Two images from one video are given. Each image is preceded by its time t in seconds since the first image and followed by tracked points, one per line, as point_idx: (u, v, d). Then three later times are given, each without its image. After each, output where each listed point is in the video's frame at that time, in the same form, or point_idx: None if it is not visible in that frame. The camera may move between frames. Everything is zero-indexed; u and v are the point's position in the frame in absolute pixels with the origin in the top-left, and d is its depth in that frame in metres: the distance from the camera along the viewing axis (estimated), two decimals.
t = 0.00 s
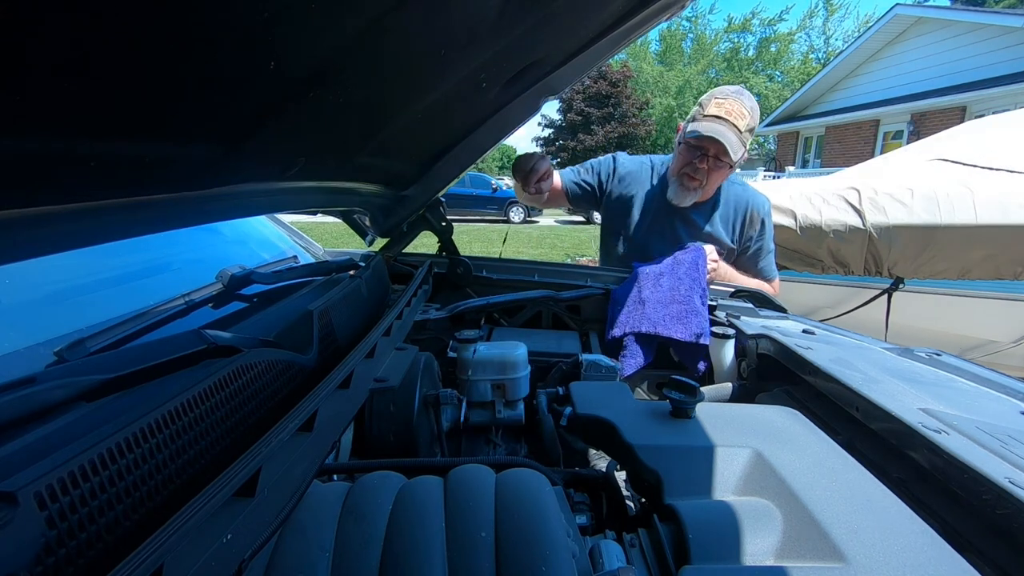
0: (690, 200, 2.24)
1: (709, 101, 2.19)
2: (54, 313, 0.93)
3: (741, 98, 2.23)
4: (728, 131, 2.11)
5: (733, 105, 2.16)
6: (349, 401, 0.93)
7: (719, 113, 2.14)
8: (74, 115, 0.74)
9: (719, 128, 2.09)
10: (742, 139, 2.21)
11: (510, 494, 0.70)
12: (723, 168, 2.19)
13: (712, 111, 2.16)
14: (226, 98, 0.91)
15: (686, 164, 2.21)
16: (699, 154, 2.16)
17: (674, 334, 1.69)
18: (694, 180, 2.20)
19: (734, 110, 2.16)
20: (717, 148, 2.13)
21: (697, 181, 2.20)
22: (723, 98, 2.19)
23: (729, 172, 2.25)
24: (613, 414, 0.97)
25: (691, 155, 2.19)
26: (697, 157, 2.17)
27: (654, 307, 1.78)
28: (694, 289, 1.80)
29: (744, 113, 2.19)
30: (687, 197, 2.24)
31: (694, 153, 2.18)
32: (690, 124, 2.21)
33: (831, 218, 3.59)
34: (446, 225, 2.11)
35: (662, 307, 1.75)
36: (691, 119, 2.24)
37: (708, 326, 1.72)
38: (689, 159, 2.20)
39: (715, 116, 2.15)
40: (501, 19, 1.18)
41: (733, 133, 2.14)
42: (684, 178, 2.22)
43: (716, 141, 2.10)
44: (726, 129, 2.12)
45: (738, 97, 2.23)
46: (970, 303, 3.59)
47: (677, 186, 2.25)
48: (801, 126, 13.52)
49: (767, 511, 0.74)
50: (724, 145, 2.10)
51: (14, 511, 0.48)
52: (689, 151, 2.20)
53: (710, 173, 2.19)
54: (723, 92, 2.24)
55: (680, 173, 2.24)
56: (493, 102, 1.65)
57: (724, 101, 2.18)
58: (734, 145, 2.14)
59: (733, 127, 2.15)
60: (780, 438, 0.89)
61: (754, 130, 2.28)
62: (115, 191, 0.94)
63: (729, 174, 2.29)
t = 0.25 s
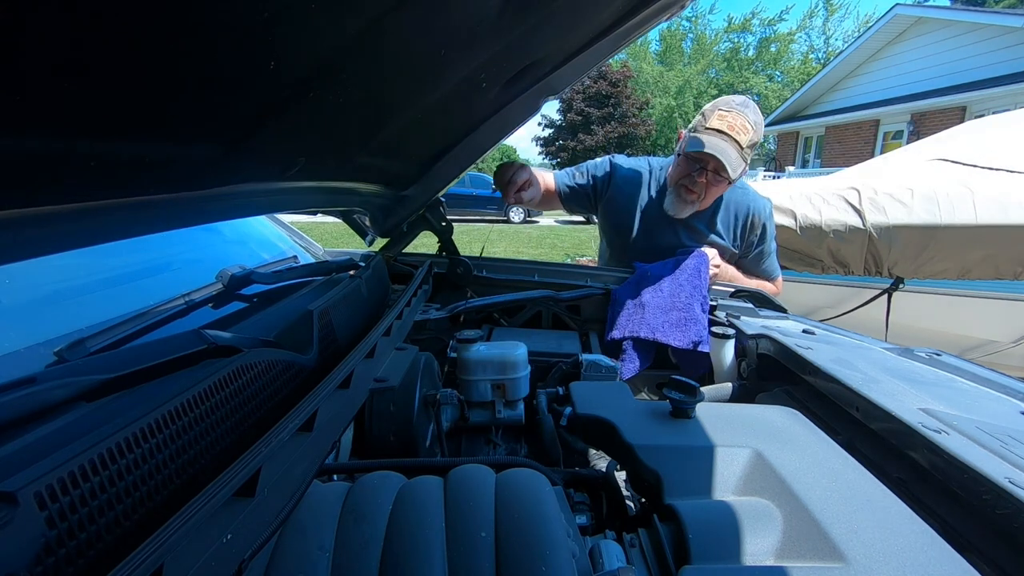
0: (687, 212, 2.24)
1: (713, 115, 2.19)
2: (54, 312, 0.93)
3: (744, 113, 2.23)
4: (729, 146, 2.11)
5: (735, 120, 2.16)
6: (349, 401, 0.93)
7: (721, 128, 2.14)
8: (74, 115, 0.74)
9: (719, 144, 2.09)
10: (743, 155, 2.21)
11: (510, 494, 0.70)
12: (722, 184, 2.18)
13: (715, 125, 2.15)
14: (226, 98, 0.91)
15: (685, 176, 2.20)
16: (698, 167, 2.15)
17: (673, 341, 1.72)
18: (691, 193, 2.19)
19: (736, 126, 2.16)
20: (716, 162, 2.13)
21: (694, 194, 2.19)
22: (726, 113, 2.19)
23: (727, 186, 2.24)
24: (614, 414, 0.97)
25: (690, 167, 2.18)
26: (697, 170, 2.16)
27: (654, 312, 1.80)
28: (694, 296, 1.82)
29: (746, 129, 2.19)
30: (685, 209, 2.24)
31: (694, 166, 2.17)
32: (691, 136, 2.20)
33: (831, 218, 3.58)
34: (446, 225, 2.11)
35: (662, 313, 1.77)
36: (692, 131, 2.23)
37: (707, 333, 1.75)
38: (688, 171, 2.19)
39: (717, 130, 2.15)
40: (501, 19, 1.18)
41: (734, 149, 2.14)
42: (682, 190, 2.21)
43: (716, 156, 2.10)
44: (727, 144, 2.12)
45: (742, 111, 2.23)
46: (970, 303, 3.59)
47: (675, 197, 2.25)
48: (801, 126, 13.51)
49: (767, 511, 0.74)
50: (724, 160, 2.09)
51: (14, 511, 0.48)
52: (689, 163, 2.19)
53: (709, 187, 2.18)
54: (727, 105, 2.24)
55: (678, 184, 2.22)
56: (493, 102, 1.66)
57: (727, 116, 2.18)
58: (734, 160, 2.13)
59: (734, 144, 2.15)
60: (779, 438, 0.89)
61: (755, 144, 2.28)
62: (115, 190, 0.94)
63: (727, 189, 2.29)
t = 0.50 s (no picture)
0: (687, 216, 2.24)
1: (716, 119, 2.18)
2: (54, 313, 0.93)
3: (748, 118, 2.22)
4: (731, 151, 2.10)
5: (738, 125, 2.15)
6: (348, 401, 0.93)
7: (723, 132, 2.13)
8: (73, 115, 0.74)
9: (721, 148, 2.08)
10: (745, 160, 2.20)
11: (510, 494, 0.70)
12: (723, 188, 2.18)
13: (718, 129, 2.14)
14: (226, 98, 0.91)
15: (686, 179, 2.19)
16: (699, 171, 2.14)
17: (672, 343, 1.73)
18: (692, 197, 2.19)
19: (739, 131, 2.15)
20: (718, 166, 2.11)
21: (694, 199, 2.18)
22: (730, 117, 2.17)
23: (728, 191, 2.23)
24: (613, 414, 0.97)
25: (691, 171, 2.17)
26: (698, 174, 2.15)
27: (653, 314, 1.80)
28: (696, 297, 1.82)
29: (750, 134, 2.18)
30: (684, 213, 2.24)
31: (695, 170, 2.16)
32: (693, 140, 2.19)
33: (831, 218, 3.58)
34: (445, 225, 2.11)
35: (661, 314, 1.78)
36: (695, 135, 2.22)
37: (706, 335, 1.76)
38: (689, 175, 2.18)
39: (720, 134, 2.14)
40: (501, 19, 1.18)
41: (736, 154, 2.13)
42: (683, 193, 2.20)
43: (717, 160, 2.09)
44: (729, 149, 2.11)
45: (745, 116, 2.22)
46: (970, 303, 3.59)
47: (675, 201, 2.24)
48: (801, 126, 13.51)
49: (767, 511, 0.74)
50: (726, 164, 2.08)
51: (14, 511, 0.48)
52: (690, 167, 2.18)
53: (709, 191, 2.17)
54: (730, 109, 2.23)
55: (679, 188, 2.21)
56: (492, 102, 1.66)
57: (730, 120, 2.16)
58: (736, 165, 2.12)
59: (737, 149, 2.14)
60: (779, 438, 0.89)
61: (759, 150, 2.27)
62: (114, 190, 0.94)
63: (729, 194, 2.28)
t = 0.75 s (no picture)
0: (689, 217, 2.24)
1: (721, 120, 2.16)
2: (54, 313, 0.93)
3: (752, 118, 2.21)
4: (734, 153, 2.09)
5: (743, 126, 2.13)
6: (348, 401, 0.93)
7: (728, 134, 2.11)
8: (73, 115, 0.74)
9: (725, 151, 2.07)
10: (748, 161, 2.19)
11: (510, 494, 0.70)
12: (725, 189, 2.17)
13: (722, 130, 2.13)
14: (226, 98, 0.91)
15: (688, 180, 2.18)
16: (702, 172, 2.13)
17: (672, 343, 1.73)
18: (694, 198, 2.18)
19: (744, 132, 2.13)
20: (721, 168, 2.11)
21: (696, 200, 2.18)
22: (735, 118, 2.16)
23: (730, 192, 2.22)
24: (614, 413, 0.97)
25: (694, 171, 2.16)
26: (701, 176, 2.14)
27: (653, 313, 1.80)
28: (697, 297, 1.82)
29: (754, 136, 2.17)
30: (686, 214, 2.24)
31: (698, 171, 2.15)
32: (697, 140, 2.17)
33: (831, 218, 3.58)
34: (446, 225, 2.11)
35: (662, 313, 1.78)
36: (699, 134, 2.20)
37: (706, 335, 1.76)
38: (691, 176, 2.17)
39: (724, 135, 2.12)
40: (501, 19, 1.18)
41: (740, 155, 2.12)
42: (686, 195, 2.20)
43: (721, 161, 2.07)
44: (733, 151, 2.09)
45: (750, 117, 2.21)
46: (970, 303, 3.58)
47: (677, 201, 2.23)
48: (801, 126, 13.51)
49: (767, 511, 0.74)
50: (729, 166, 2.07)
51: (14, 511, 0.48)
52: (693, 168, 2.17)
53: (712, 193, 2.16)
54: (734, 110, 2.22)
55: (682, 188, 2.21)
56: (492, 102, 1.66)
57: (735, 121, 2.15)
58: (739, 167, 2.11)
59: (741, 150, 2.13)
60: (779, 438, 0.89)
61: (761, 151, 2.27)
62: (114, 190, 0.94)
63: (731, 195, 2.27)
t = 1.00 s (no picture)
0: (690, 220, 2.23)
1: (723, 122, 2.17)
2: (54, 313, 0.93)
3: (755, 122, 2.21)
4: (737, 156, 2.09)
5: (745, 130, 2.13)
6: (348, 401, 0.93)
7: (730, 136, 2.11)
8: (72, 115, 0.74)
9: (728, 153, 2.07)
10: (750, 165, 2.19)
11: (509, 494, 0.70)
12: (727, 192, 2.17)
13: (725, 132, 2.12)
14: (226, 98, 0.91)
15: (690, 183, 2.18)
16: (704, 175, 2.12)
17: (672, 343, 1.73)
18: (696, 200, 2.17)
19: (746, 135, 2.13)
20: (723, 171, 2.10)
21: (698, 203, 2.17)
22: (737, 121, 2.16)
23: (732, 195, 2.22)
24: (613, 414, 0.97)
25: (696, 174, 2.16)
26: (703, 178, 2.13)
27: (653, 314, 1.80)
28: (697, 297, 1.82)
29: (756, 139, 2.17)
30: (688, 217, 2.23)
31: (700, 173, 2.16)
32: (700, 142, 2.17)
33: (831, 218, 3.59)
34: (446, 225, 2.11)
35: (662, 314, 1.78)
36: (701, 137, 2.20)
37: (706, 335, 1.76)
38: (693, 178, 2.17)
39: (727, 138, 2.12)
40: (501, 19, 1.18)
41: (742, 158, 2.12)
42: (687, 197, 2.19)
43: (723, 164, 2.07)
44: (735, 154, 2.09)
45: (753, 120, 2.22)
46: (970, 303, 3.58)
47: (678, 204, 2.23)
48: (801, 126, 13.51)
49: (767, 511, 0.74)
50: (732, 169, 2.07)
51: (14, 511, 0.48)
52: (695, 170, 2.16)
53: (714, 195, 2.16)
54: (737, 113, 2.22)
55: (684, 191, 2.20)
56: (492, 102, 1.66)
57: (737, 124, 2.15)
58: (741, 170, 2.11)
59: (743, 153, 2.13)
60: (779, 438, 0.89)
61: (763, 155, 2.27)
62: (114, 190, 0.94)
63: (732, 198, 2.27)
